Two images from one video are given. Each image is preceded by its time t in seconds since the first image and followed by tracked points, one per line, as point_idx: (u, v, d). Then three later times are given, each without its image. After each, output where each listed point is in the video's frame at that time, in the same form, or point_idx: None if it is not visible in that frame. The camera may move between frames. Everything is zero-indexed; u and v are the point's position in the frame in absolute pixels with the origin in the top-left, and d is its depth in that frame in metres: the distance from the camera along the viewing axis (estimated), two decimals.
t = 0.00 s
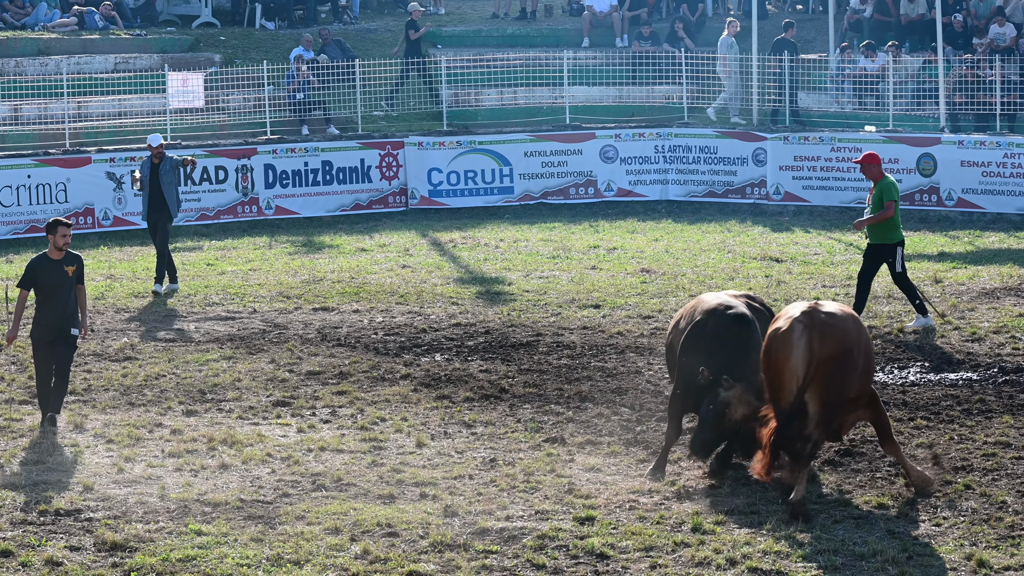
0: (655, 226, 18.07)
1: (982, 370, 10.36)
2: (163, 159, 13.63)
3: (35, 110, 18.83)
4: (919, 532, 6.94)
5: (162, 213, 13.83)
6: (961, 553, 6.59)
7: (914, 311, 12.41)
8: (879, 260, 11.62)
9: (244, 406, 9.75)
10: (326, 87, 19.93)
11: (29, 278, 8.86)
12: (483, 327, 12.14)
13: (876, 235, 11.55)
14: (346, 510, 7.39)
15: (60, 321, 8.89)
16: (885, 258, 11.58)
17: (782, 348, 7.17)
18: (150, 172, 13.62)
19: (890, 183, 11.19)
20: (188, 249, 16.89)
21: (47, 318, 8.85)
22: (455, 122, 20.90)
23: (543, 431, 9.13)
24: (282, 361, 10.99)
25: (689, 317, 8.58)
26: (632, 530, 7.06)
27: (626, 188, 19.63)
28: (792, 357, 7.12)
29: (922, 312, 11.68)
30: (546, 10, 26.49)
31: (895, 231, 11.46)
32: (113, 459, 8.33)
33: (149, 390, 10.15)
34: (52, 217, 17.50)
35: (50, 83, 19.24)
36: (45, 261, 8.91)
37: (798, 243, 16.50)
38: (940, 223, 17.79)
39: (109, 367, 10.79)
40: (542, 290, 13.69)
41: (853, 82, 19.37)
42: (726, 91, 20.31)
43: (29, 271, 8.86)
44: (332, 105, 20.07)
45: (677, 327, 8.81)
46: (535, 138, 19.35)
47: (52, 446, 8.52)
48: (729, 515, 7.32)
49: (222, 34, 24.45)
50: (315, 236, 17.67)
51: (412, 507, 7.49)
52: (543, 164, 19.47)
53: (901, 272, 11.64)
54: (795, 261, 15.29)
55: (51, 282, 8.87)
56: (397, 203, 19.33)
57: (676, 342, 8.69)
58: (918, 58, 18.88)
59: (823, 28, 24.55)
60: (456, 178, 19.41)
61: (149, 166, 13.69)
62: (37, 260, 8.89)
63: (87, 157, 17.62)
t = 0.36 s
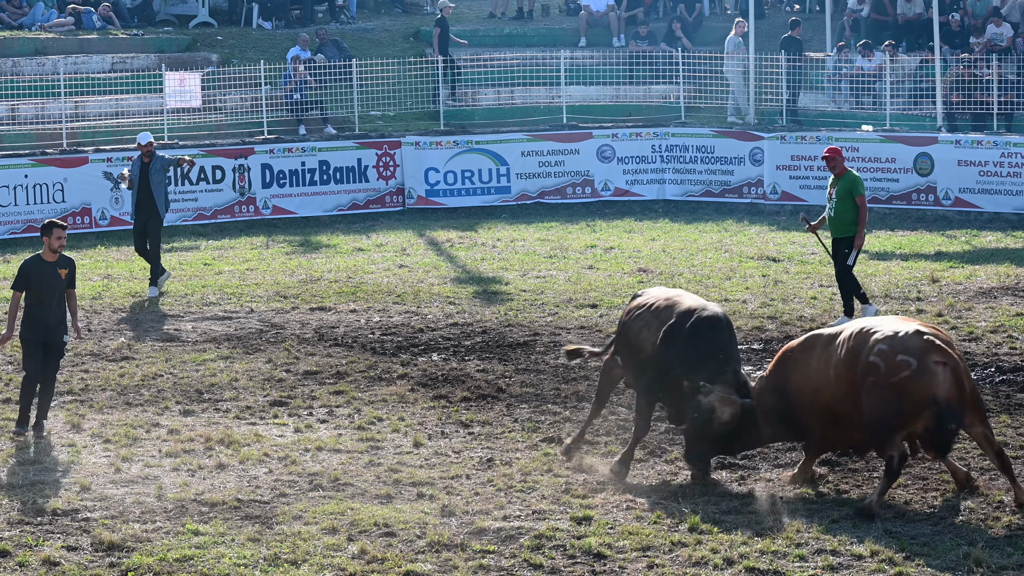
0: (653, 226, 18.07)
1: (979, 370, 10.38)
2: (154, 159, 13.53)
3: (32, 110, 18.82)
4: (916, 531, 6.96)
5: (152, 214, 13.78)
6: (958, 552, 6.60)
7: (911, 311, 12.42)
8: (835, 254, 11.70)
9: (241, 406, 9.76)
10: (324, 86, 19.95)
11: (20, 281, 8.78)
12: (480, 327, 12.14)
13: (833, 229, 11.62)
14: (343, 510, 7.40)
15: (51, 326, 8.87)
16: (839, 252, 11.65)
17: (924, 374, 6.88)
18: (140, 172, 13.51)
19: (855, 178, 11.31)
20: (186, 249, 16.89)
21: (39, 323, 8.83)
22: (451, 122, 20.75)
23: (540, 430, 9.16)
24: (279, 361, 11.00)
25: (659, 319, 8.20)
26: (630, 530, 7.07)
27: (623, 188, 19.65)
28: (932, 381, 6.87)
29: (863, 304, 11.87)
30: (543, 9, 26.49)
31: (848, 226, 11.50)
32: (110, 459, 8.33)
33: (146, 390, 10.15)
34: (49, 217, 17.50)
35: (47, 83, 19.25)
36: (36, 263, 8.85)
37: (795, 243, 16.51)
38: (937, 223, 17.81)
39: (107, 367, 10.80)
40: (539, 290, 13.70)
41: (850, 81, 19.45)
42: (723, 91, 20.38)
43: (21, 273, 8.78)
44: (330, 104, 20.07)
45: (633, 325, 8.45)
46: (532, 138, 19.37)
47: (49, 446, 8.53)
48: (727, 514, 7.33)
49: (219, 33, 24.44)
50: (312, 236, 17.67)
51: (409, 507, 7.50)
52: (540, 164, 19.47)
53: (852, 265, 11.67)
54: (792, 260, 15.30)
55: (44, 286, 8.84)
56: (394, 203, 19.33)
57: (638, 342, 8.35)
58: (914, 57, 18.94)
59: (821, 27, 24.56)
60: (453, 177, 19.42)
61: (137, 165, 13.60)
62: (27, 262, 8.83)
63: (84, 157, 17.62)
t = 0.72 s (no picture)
0: (651, 226, 18.08)
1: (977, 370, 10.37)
2: (143, 159, 13.48)
3: (30, 111, 18.82)
4: (914, 531, 6.97)
5: (136, 213, 13.61)
6: (956, 553, 6.61)
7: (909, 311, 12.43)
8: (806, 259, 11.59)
9: (239, 406, 9.76)
10: (321, 87, 19.98)
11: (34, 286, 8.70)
12: (479, 327, 12.15)
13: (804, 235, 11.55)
14: (341, 510, 7.40)
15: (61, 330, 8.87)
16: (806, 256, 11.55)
17: (1002, 356, 7.20)
18: (128, 173, 13.44)
19: (827, 187, 11.34)
20: (184, 249, 16.89)
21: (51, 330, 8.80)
22: (450, 122, 20.86)
23: (538, 430, 9.17)
24: (277, 361, 11.00)
25: (619, 319, 8.06)
26: (628, 529, 7.08)
27: (621, 188, 19.66)
28: (1007, 363, 7.22)
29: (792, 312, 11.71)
30: (541, 9, 26.52)
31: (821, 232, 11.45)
32: (109, 459, 8.34)
33: (144, 390, 10.16)
34: (47, 217, 17.50)
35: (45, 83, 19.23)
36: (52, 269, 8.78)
37: (793, 243, 16.51)
38: (935, 223, 17.82)
39: (105, 367, 10.80)
40: (537, 290, 13.71)
41: (848, 81, 19.42)
42: (721, 92, 20.35)
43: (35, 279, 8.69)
44: (327, 104, 20.11)
45: (582, 324, 8.23)
46: (530, 138, 19.37)
47: (47, 447, 8.53)
48: (725, 514, 7.34)
49: (217, 34, 24.45)
50: (310, 236, 17.68)
51: (407, 507, 7.50)
52: (538, 164, 19.48)
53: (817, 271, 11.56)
54: (790, 260, 15.31)
55: (56, 291, 8.80)
56: (392, 203, 19.35)
57: (587, 340, 8.13)
58: (914, 57, 18.95)
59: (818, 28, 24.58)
60: (451, 178, 19.43)
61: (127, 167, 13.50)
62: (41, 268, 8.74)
63: (82, 157, 17.62)
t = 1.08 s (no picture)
0: (649, 226, 18.07)
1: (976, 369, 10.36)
2: (121, 163, 13.37)
3: (29, 110, 18.83)
4: (913, 530, 6.97)
5: (116, 218, 13.48)
6: (955, 552, 6.61)
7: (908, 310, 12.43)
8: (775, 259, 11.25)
9: (237, 405, 9.77)
10: (319, 87, 19.93)
11: (88, 293, 8.69)
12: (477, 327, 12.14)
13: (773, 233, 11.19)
14: (340, 510, 7.40)
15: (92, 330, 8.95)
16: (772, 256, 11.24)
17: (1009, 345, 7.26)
18: (106, 178, 13.29)
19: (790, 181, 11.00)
20: (182, 249, 16.87)
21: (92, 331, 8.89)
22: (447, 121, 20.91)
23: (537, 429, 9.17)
24: (275, 361, 11.00)
25: (567, 319, 7.91)
26: (627, 529, 7.08)
27: (619, 187, 19.67)
28: (1014, 355, 7.30)
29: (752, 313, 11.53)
30: (539, 8, 26.52)
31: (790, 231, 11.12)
32: (107, 459, 8.34)
33: (142, 390, 10.16)
34: (45, 217, 17.50)
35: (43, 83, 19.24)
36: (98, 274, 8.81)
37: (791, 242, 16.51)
38: (933, 222, 17.81)
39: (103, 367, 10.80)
40: (535, 289, 13.70)
41: (847, 80, 19.46)
42: (720, 91, 20.30)
43: (91, 287, 8.68)
44: (326, 104, 20.04)
45: (523, 330, 8.00)
46: (528, 137, 19.37)
47: (45, 446, 8.53)
48: (723, 514, 7.34)
49: (215, 33, 24.45)
50: (308, 235, 17.66)
51: (406, 507, 7.50)
52: (536, 164, 19.48)
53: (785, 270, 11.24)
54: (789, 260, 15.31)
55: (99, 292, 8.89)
56: (390, 203, 19.35)
57: (536, 344, 7.91)
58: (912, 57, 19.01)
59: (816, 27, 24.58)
60: (450, 177, 19.43)
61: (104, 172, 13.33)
62: (90, 274, 8.72)
63: (81, 157, 17.61)
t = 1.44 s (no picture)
0: (648, 225, 18.06)
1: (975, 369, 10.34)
2: (99, 162, 13.31)
3: (26, 109, 18.81)
4: (912, 530, 6.97)
5: (94, 218, 13.42)
6: (954, 551, 6.62)
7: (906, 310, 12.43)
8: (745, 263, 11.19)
9: (236, 405, 9.76)
10: (319, 88, 19.98)
11: (140, 284, 8.84)
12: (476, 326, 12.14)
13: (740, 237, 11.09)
14: (339, 509, 7.39)
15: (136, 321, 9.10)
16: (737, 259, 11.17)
17: (993, 321, 7.61)
18: (82, 177, 13.24)
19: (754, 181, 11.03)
20: (180, 249, 16.87)
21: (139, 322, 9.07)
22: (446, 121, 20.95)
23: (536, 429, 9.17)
24: (274, 360, 11.00)
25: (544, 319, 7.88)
26: (625, 528, 7.08)
27: (618, 187, 19.68)
28: (998, 329, 7.64)
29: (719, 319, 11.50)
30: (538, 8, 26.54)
31: (761, 233, 11.06)
32: (105, 459, 8.34)
33: (140, 389, 10.15)
34: (44, 217, 17.49)
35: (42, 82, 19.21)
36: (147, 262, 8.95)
37: (789, 242, 16.50)
38: (932, 222, 17.81)
39: (102, 367, 10.80)
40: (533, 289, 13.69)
41: (846, 79, 19.41)
42: (719, 91, 20.32)
43: (142, 279, 8.83)
44: (325, 104, 20.02)
45: (514, 329, 7.94)
46: (527, 137, 19.37)
47: (44, 446, 8.53)
48: (722, 513, 7.33)
49: (214, 33, 24.46)
50: (307, 235, 17.65)
51: (405, 506, 7.50)
52: (535, 164, 19.48)
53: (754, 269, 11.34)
54: (788, 259, 15.30)
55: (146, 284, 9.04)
56: (389, 202, 19.35)
57: (531, 344, 7.87)
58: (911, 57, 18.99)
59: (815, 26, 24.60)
60: (448, 177, 19.44)
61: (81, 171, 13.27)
62: (139, 265, 8.84)
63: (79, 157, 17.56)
